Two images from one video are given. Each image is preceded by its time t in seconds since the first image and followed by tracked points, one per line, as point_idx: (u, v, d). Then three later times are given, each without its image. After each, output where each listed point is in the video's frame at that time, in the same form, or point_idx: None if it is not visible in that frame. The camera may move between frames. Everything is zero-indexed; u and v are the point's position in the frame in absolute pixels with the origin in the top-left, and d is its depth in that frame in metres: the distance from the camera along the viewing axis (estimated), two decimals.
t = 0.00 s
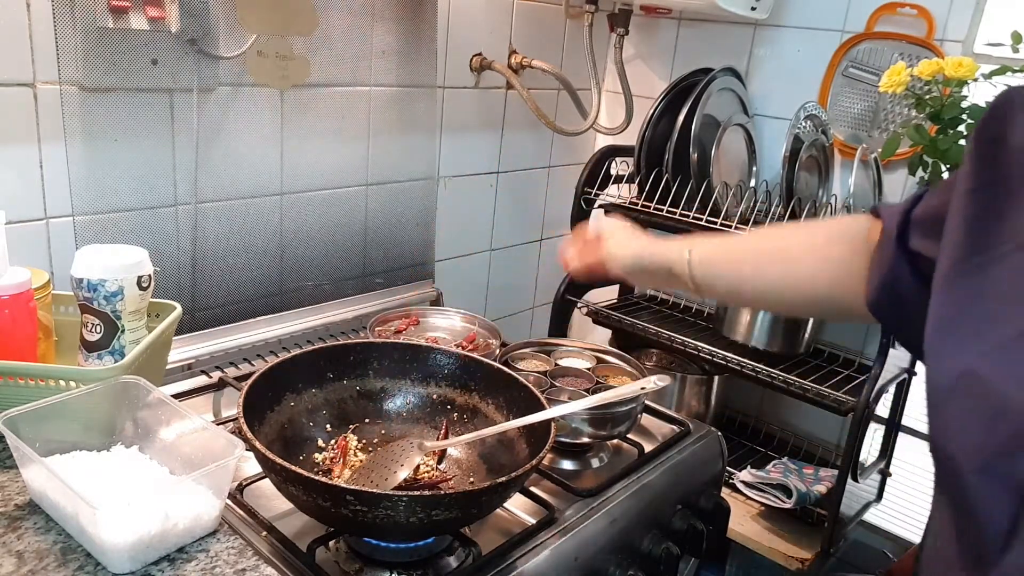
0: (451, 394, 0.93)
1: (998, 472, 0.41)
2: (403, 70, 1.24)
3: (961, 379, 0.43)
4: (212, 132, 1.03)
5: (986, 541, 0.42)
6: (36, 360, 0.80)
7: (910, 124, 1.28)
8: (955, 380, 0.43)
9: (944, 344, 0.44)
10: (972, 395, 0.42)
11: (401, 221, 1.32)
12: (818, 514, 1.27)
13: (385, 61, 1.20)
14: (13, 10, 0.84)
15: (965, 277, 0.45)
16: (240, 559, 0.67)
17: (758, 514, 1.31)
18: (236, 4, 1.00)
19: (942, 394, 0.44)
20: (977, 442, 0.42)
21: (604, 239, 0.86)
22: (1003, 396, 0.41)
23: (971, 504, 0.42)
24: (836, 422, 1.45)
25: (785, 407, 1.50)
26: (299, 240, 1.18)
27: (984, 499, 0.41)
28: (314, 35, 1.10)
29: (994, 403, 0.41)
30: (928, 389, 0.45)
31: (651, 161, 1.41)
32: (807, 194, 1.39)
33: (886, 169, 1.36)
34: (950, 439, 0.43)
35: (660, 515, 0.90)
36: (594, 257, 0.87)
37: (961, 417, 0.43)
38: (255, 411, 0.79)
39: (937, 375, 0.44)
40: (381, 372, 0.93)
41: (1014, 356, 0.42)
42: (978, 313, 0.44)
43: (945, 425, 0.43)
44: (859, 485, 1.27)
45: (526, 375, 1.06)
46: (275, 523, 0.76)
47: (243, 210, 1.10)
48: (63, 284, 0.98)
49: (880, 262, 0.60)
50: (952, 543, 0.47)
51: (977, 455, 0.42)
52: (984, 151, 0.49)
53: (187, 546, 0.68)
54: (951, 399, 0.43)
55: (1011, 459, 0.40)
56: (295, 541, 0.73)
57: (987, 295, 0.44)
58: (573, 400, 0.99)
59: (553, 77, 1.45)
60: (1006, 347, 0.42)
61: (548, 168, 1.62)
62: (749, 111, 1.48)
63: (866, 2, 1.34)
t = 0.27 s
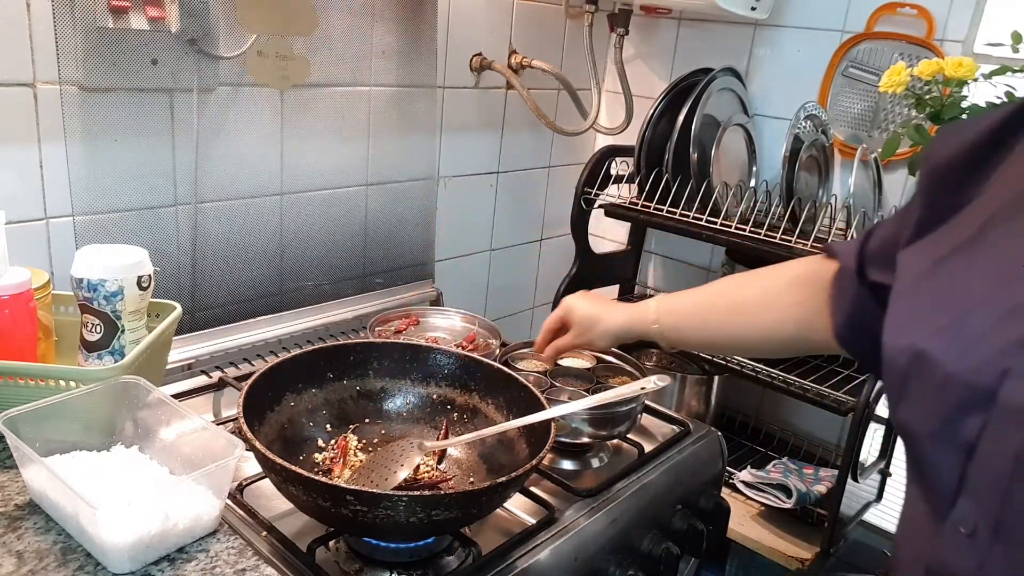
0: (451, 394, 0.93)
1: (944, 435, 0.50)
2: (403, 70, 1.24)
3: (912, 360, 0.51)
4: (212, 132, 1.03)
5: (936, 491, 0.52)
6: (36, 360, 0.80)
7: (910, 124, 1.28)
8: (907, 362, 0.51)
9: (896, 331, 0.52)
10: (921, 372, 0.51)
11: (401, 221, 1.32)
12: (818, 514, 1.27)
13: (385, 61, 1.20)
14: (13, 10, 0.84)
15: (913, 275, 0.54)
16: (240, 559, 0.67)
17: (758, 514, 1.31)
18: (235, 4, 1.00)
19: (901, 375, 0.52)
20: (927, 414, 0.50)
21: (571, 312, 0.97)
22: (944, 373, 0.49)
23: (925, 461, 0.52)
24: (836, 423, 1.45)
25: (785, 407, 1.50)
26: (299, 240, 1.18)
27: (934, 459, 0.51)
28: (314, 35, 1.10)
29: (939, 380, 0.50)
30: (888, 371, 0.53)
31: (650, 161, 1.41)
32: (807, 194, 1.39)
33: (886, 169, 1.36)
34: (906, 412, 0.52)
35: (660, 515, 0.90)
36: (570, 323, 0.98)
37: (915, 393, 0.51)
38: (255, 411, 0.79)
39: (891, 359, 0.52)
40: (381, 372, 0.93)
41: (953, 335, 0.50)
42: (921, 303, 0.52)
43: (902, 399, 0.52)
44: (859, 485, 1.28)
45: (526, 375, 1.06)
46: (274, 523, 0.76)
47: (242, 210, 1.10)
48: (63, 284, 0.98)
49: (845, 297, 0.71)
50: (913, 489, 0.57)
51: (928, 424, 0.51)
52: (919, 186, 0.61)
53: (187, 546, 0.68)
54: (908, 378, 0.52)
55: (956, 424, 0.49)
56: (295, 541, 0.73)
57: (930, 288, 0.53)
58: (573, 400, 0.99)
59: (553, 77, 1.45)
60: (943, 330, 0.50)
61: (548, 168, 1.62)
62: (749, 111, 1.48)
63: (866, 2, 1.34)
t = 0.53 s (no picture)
0: (451, 394, 0.93)
1: (922, 420, 0.62)
2: (403, 71, 1.24)
3: (887, 351, 0.64)
4: (212, 132, 1.03)
5: (920, 475, 0.63)
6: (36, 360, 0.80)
7: (910, 123, 1.28)
8: (881, 354, 0.64)
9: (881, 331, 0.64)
10: (893, 363, 0.63)
11: (401, 221, 1.32)
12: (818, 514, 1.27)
13: (385, 61, 1.20)
14: (12, 10, 0.84)
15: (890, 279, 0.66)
16: (240, 559, 0.67)
17: (758, 514, 1.31)
18: (235, 4, 1.00)
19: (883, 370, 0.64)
20: (902, 402, 0.63)
21: (548, 316, 0.92)
22: (917, 363, 0.62)
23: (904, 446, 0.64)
24: (836, 423, 1.45)
25: (785, 407, 1.50)
26: (299, 241, 1.18)
27: (911, 442, 0.63)
28: (314, 35, 1.10)
29: (911, 369, 0.62)
30: (871, 364, 0.65)
31: (650, 161, 1.41)
32: (807, 194, 1.39)
33: (887, 169, 1.36)
34: (889, 403, 0.64)
35: (660, 515, 0.90)
36: (547, 328, 0.94)
37: (892, 383, 0.64)
38: (255, 411, 0.79)
39: (866, 353, 0.65)
40: (381, 371, 0.93)
41: (920, 327, 0.62)
42: (901, 302, 0.64)
43: (879, 390, 0.65)
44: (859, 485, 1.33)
45: (526, 375, 1.06)
46: (274, 523, 0.76)
47: (243, 210, 1.10)
48: (63, 284, 0.98)
49: (814, 296, 0.74)
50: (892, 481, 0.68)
51: (904, 411, 0.63)
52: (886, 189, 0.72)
53: (187, 546, 0.68)
54: (888, 372, 0.64)
55: (932, 410, 0.61)
56: (295, 541, 0.73)
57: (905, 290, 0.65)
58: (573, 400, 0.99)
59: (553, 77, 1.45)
60: (917, 324, 0.62)
61: (548, 168, 1.62)
62: (749, 111, 1.48)
63: (867, 2, 1.34)
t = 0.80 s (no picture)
0: (451, 394, 0.93)
1: (910, 407, 0.65)
2: (403, 70, 1.24)
3: (882, 339, 0.67)
4: (212, 132, 1.03)
5: (907, 461, 0.66)
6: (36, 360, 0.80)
7: (910, 124, 1.28)
8: (876, 342, 0.67)
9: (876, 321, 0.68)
10: (887, 351, 0.66)
11: (401, 221, 1.32)
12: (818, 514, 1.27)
13: (385, 61, 1.20)
14: (12, 11, 0.84)
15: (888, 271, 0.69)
16: (240, 559, 0.67)
17: (758, 514, 1.31)
18: (235, 4, 1.00)
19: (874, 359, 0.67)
20: (893, 391, 0.66)
21: (583, 306, 0.93)
22: (908, 353, 0.65)
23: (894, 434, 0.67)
24: (836, 423, 1.45)
25: (785, 407, 1.50)
26: (299, 241, 1.18)
27: (900, 429, 0.66)
28: (314, 35, 1.10)
29: (903, 358, 0.65)
30: (866, 353, 0.68)
31: (650, 161, 1.41)
32: (807, 194, 1.39)
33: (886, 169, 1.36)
34: (880, 391, 0.67)
35: (660, 515, 0.90)
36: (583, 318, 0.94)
37: (883, 372, 0.67)
38: (255, 411, 0.79)
39: (863, 340, 0.68)
40: (381, 371, 0.93)
41: (915, 318, 0.65)
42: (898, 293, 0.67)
43: (871, 379, 0.68)
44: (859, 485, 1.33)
45: (526, 375, 1.06)
46: (274, 523, 0.76)
47: (243, 210, 1.10)
48: (63, 284, 0.98)
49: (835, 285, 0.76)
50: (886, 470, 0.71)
51: (895, 399, 0.66)
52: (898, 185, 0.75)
53: (187, 546, 0.68)
54: (879, 360, 0.67)
55: (920, 397, 0.64)
56: (295, 541, 0.73)
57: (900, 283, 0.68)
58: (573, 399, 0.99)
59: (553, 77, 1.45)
60: (910, 316, 0.65)
61: (548, 168, 1.62)
62: (749, 111, 1.48)
63: (867, 2, 1.34)
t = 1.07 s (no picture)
0: (451, 394, 0.93)
1: (906, 399, 0.70)
2: (403, 70, 1.24)
3: (879, 335, 0.72)
4: (212, 132, 1.03)
5: (902, 452, 0.71)
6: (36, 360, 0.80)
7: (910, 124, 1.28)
8: (875, 338, 0.72)
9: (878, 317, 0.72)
10: (884, 346, 0.71)
11: (401, 221, 1.32)
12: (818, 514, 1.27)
13: (385, 61, 1.20)
14: (12, 10, 0.84)
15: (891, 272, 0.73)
16: (240, 559, 0.67)
17: (758, 514, 1.31)
18: (235, 3, 1.00)
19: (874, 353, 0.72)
20: (890, 383, 0.71)
21: (581, 325, 1.01)
22: (904, 348, 0.69)
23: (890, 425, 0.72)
24: (837, 423, 1.45)
25: (786, 408, 1.50)
26: (299, 240, 1.18)
27: (897, 420, 0.71)
28: (314, 35, 1.10)
29: (899, 353, 0.70)
30: (866, 347, 0.73)
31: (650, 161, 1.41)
32: (807, 194, 1.39)
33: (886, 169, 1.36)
34: (878, 384, 0.72)
35: (660, 515, 0.90)
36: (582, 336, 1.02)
37: (882, 366, 0.71)
38: (255, 411, 0.79)
39: (863, 335, 0.73)
40: (381, 371, 0.93)
41: (910, 315, 0.70)
42: (897, 292, 0.72)
43: (870, 372, 0.73)
44: (859, 485, 1.34)
45: (527, 375, 1.06)
46: (274, 523, 0.76)
47: (242, 210, 1.10)
48: (63, 284, 0.98)
49: (834, 294, 0.81)
50: (885, 462, 0.76)
51: (891, 391, 0.71)
52: (902, 188, 0.79)
53: (187, 546, 0.68)
54: (879, 354, 0.72)
55: (914, 390, 0.69)
56: (295, 541, 0.73)
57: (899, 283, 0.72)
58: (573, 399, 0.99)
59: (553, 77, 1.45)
60: (907, 313, 0.70)
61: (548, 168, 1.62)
62: (749, 111, 1.48)
63: (867, 2, 1.34)
